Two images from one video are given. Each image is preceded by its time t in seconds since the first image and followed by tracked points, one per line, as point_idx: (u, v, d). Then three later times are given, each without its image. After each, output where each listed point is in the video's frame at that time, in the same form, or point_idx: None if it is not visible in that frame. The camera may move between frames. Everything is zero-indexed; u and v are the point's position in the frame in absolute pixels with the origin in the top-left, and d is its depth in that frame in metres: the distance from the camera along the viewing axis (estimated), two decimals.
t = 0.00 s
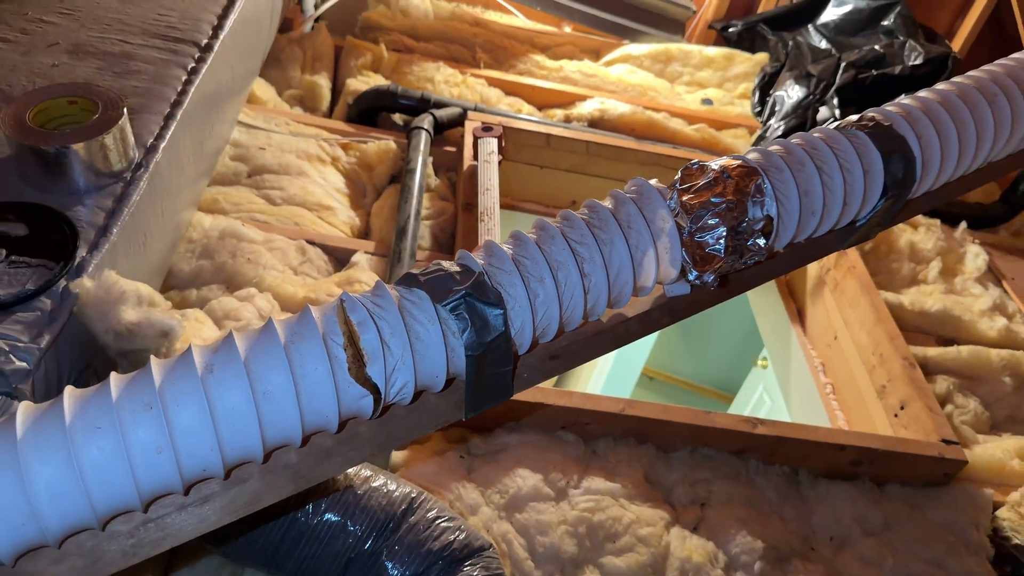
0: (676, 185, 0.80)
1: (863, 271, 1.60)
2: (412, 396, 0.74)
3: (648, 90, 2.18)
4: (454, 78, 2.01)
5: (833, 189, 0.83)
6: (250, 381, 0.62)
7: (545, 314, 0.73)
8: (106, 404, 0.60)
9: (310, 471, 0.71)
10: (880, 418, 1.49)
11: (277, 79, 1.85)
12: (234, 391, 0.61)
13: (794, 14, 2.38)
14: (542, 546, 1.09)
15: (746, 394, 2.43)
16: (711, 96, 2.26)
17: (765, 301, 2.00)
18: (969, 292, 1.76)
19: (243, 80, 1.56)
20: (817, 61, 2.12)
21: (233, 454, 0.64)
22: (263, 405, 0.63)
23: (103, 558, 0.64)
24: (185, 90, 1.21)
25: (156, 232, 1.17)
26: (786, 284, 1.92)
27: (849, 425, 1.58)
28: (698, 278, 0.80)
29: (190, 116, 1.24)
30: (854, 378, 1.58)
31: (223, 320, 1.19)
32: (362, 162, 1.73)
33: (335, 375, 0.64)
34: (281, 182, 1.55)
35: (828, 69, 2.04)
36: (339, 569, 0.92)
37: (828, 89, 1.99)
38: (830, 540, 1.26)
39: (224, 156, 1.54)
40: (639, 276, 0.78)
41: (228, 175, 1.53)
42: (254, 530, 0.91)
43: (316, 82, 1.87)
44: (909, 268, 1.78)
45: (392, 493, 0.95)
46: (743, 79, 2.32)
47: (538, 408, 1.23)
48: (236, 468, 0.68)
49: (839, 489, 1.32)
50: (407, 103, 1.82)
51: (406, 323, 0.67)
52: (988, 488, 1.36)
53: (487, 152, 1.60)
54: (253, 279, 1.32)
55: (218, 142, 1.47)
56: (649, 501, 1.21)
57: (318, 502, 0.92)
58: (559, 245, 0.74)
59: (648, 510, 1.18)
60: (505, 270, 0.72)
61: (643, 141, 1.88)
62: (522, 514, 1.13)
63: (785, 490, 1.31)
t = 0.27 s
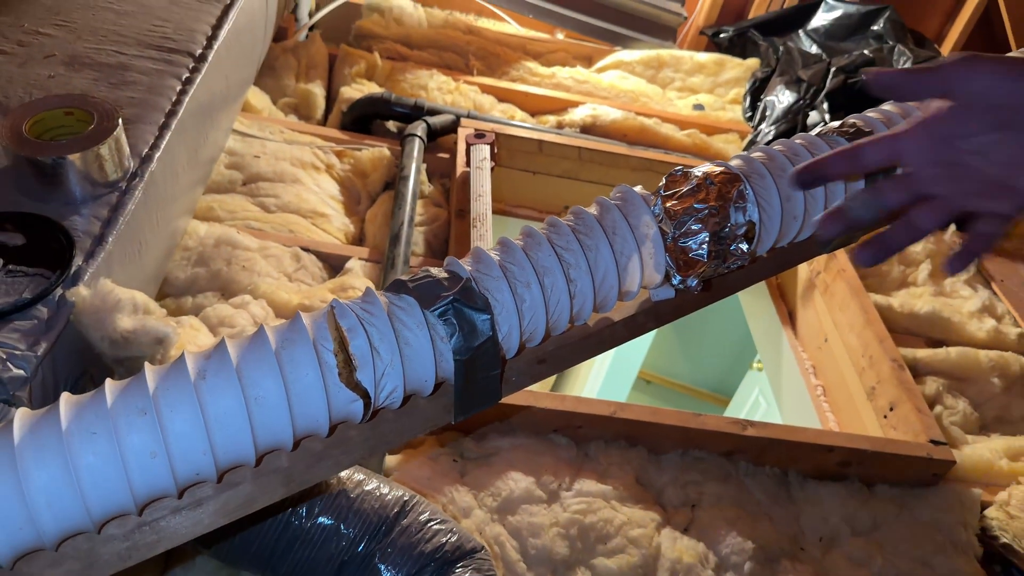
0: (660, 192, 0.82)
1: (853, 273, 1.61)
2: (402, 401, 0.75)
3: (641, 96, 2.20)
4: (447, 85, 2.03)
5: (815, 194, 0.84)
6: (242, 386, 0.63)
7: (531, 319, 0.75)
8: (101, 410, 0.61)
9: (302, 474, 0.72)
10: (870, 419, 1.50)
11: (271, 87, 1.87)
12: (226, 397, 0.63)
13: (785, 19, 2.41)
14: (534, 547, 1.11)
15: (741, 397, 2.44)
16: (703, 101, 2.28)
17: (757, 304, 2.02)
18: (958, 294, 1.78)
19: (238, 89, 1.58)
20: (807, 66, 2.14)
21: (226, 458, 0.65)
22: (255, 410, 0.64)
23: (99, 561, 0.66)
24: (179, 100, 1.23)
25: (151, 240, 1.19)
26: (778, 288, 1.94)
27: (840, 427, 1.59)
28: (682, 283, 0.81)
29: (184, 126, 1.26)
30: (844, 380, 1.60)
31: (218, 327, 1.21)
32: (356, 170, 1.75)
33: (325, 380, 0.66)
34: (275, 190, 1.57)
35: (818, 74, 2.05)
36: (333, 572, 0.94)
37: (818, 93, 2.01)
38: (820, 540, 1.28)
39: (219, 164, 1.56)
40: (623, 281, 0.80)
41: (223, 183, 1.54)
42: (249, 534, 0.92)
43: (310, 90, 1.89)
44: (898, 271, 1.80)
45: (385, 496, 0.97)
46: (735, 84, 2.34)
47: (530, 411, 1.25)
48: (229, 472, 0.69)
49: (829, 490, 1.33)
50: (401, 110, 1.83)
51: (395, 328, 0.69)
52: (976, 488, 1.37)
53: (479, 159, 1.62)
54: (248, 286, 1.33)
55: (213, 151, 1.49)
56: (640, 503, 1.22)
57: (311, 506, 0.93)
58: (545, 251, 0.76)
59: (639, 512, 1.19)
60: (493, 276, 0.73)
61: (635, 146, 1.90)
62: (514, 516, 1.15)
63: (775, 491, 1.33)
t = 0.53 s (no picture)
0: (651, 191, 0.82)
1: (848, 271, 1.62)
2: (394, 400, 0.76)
3: (636, 95, 2.20)
4: (442, 85, 2.03)
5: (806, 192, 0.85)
6: (234, 386, 0.64)
7: (523, 319, 0.75)
8: (93, 411, 0.62)
9: (294, 473, 0.73)
10: (865, 416, 1.51)
11: (266, 88, 1.87)
12: (218, 397, 0.63)
13: (780, 18, 2.41)
14: (529, 546, 1.11)
15: (739, 396, 2.44)
16: (699, 100, 2.28)
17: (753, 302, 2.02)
18: (954, 291, 1.79)
19: (232, 90, 1.58)
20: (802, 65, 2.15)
21: (218, 458, 0.66)
22: (247, 410, 0.64)
23: (92, 561, 0.66)
24: (174, 102, 1.23)
25: (146, 242, 1.19)
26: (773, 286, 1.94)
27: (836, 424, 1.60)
28: (674, 281, 0.82)
29: (179, 127, 1.26)
30: (839, 377, 1.60)
31: (213, 328, 1.21)
32: (351, 170, 1.75)
33: (317, 380, 0.66)
34: (271, 190, 1.57)
35: (813, 72, 2.06)
36: (328, 570, 0.94)
37: (813, 92, 2.02)
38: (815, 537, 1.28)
39: (214, 165, 1.56)
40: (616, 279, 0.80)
41: (218, 184, 1.54)
42: (243, 534, 0.92)
43: (305, 91, 1.89)
44: (894, 268, 1.80)
45: (379, 496, 0.97)
46: (730, 83, 2.34)
47: (525, 411, 1.25)
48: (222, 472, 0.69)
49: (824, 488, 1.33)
50: (396, 110, 1.84)
51: (387, 328, 0.69)
52: (971, 485, 1.37)
53: (474, 158, 1.62)
54: (244, 287, 1.33)
55: (208, 152, 1.49)
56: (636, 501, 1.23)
57: (306, 506, 0.94)
58: (537, 251, 0.76)
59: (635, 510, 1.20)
60: (485, 275, 0.73)
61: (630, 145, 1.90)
62: (510, 515, 1.15)
63: (770, 488, 1.33)
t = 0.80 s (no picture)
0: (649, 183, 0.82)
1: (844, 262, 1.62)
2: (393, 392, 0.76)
3: (633, 88, 2.20)
4: (439, 78, 2.03)
5: (803, 183, 0.85)
6: (235, 379, 0.64)
7: (522, 310, 0.75)
8: (95, 404, 0.62)
9: (294, 466, 0.73)
10: (862, 407, 1.51)
11: (262, 82, 1.87)
12: (219, 390, 0.63)
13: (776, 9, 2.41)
14: (529, 537, 1.12)
15: (737, 388, 2.45)
16: (695, 92, 2.28)
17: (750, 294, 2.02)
18: (950, 282, 1.79)
19: (229, 85, 1.58)
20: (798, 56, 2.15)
21: (219, 451, 0.66)
22: (248, 402, 0.64)
23: (94, 554, 0.66)
24: (171, 96, 1.23)
25: (144, 237, 1.19)
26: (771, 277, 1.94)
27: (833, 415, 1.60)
28: (671, 272, 0.82)
29: (176, 122, 1.26)
30: (836, 368, 1.60)
31: (212, 323, 1.21)
32: (348, 164, 1.75)
33: (318, 372, 0.66)
34: (268, 185, 1.57)
35: (809, 64, 2.06)
36: (328, 562, 0.94)
37: (810, 83, 2.02)
38: (813, 527, 1.29)
39: (211, 160, 1.56)
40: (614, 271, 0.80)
41: (215, 179, 1.54)
42: (244, 526, 0.93)
43: (302, 85, 1.89)
44: (890, 259, 1.81)
45: (379, 488, 0.97)
46: (727, 75, 2.34)
47: (524, 403, 1.25)
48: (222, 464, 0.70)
49: (821, 478, 1.34)
50: (392, 104, 1.84)
51: (387, 320, 0.69)
52: (968, 474, 1.38)
53: (472, 151, 1.63)
54: (242, 282, 1.33)
55: (205, 146, 1.49)
56: (634, 492, 1.23)
57: (306, 498, 0.94)
58: (535, 243, 0.76)
59: (633, 501, 1.20)
60: (483, 267, 0.74)
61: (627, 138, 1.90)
62: (509, 507, 1.15)
63: (768, 478, 1.34)
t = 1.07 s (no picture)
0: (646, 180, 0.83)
1: (841, 257, 1.63)
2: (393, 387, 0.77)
3: (631, 84, 2.21)
4: (437, 75, 2.03)
5: (799, 179, 0.86)
6: (236, 374, 0.65)
7: (520, 306, 0.76)
8: (98, 399, 0.62)
9: (295, 460, 0.74)
10: (859, 401, 1.52)
11: (261, 79, 1.87)
12: (221, 385, 0.64)
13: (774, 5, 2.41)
14: (528, 531, 1.13)
15: (736, 383, 2.46)
16: (693, 88, 2.29)
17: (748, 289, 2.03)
18: (947, 277, 1.80)
19: (228, 82, 1.58)
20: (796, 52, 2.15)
21: (221, 445, 0.67)
22: (250, 397, 0.65)
23: (98, 547, 0.67)
24: (170, 94, 1.23)
25: (144, 234, 1.20)
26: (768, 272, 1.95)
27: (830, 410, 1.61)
28: (668, 268, 0.83)
29: (175, 119, 1.26)
30: (833, 363, 1.61)
31: (212, 319, 1.22)
32: (347, 161, 1.76)
33: (318, 368, 0.67)
34: (267, 182, 1.58)
35: (806, 60, 2.06)
36: (329, 556, 0.95)
37: (807, 79, 2.03)
38: (810, 521, 1.30)
39: (211, 157, 1.57)
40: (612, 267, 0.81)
41: (215, 176, 1.55)
42: (245, 521, 0.93)
43: (300, 82, 1.89)
44: (887, 254, 1.81)
45: (379, 482, 0.98)
46: (725, 71, 2.35)
47: (523, 398, 1.26)
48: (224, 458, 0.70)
49: (819, 472, 1.35)
50: (391, 101, 1.84)
51: (386, 316, 0.70)
52: (964, 468, 1.39)
53: (470, 148, 1.64)
54: (242, 278, 1.34)
55: (204, 144, 1.49)
56: (633, 487, 1.24)
57: (306, 493, 0.95)
58: (533, 239, 0.77)
59: (632, 495, 1.21)
60: (482, 263, 0.74)
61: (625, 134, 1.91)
62: (509, 501, 1.16)
63: (765, 472, 1.34)
